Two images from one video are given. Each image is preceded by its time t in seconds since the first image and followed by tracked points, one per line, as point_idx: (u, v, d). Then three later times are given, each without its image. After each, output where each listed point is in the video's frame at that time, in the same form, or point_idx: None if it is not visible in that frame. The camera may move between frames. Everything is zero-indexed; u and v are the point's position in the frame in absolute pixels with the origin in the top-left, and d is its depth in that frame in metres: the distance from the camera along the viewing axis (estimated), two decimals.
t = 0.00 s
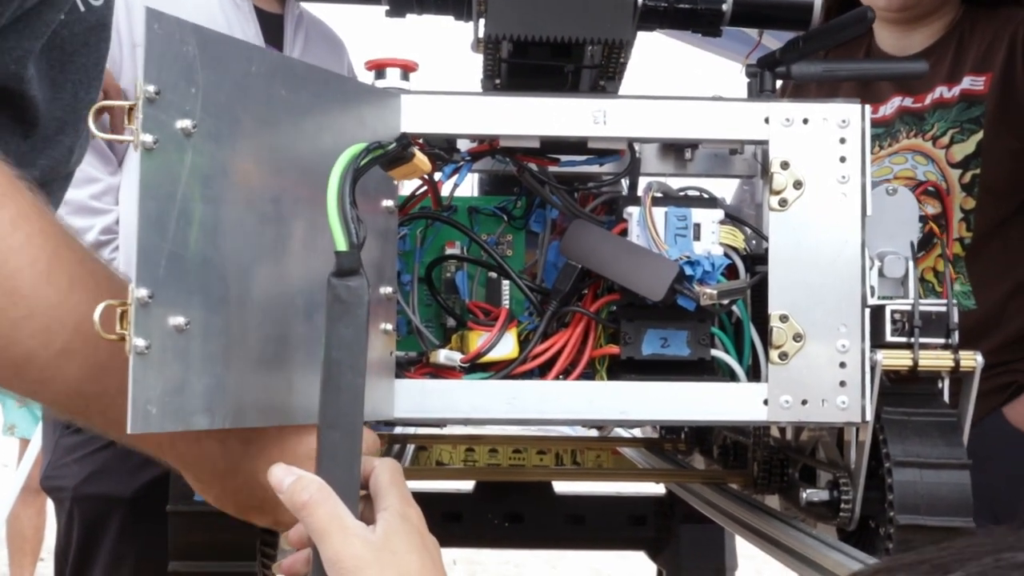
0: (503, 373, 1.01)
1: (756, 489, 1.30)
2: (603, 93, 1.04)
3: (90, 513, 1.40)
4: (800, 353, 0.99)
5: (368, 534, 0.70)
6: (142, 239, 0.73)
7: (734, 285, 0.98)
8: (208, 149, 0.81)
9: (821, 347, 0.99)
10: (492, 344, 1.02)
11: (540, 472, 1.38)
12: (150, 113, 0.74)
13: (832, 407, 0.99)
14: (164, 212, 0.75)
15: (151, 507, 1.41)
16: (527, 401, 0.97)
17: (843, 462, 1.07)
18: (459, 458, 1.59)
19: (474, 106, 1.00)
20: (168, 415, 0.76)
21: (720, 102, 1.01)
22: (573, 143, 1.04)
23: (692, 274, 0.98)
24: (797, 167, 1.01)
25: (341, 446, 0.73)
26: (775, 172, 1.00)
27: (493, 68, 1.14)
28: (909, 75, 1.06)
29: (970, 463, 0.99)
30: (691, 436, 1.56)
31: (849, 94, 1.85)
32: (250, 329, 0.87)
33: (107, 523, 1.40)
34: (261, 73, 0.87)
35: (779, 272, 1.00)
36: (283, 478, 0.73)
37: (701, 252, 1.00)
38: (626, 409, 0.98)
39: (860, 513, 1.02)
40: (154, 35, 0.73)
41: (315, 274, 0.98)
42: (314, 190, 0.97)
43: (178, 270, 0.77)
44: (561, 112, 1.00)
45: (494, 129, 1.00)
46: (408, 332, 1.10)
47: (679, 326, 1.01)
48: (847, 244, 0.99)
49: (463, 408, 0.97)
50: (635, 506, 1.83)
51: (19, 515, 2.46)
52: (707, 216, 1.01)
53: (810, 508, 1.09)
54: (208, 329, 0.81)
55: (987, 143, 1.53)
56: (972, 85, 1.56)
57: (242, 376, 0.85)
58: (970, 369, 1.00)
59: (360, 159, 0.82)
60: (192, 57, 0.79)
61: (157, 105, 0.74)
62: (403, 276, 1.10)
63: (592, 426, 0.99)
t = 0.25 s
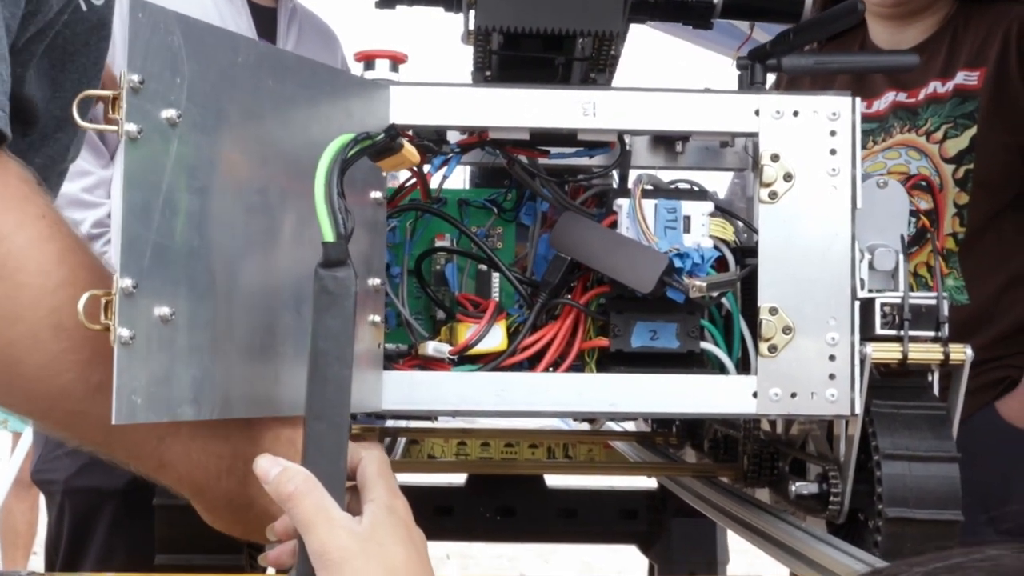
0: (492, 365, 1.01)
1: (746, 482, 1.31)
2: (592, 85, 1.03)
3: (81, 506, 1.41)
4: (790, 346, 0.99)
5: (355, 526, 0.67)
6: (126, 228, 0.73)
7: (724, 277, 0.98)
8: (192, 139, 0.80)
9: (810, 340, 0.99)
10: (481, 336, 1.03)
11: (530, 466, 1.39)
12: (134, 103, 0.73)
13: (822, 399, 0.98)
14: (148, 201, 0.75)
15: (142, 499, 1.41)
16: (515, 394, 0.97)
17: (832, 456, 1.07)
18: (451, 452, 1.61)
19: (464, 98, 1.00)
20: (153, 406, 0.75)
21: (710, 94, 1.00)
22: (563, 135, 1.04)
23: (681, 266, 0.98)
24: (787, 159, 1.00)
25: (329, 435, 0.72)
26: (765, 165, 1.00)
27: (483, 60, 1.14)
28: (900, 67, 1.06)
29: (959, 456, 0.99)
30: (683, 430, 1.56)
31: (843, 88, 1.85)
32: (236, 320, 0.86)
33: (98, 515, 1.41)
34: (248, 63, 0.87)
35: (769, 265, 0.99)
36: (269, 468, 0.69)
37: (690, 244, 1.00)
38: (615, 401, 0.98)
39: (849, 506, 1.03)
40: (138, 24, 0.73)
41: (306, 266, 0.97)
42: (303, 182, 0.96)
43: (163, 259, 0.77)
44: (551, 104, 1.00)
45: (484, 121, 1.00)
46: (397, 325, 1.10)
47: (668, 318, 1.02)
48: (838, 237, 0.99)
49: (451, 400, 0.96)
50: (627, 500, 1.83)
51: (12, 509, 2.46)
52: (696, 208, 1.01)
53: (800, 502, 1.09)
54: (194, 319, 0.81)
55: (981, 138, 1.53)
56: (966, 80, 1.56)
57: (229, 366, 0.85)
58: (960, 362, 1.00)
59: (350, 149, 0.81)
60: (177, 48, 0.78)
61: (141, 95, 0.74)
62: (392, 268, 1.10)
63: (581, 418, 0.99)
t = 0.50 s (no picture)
0: (485, 350, 1.01)
1: (739, 468, 1.31)
2: (586, 69, 1.03)
3: (73, 491, 1.41)
4: (783, 331, 0.99)
5: (347, 509, 0.67)
6: (115, 211, 0.72)
7: (715, 261, 0.97)
8: (182, 122, 0.80)
9: (803, 325, 0.99)
10: (474, 321, 1.02)
11: (524, 451, 1.41)
12: (123, 84, 0.72)
13: (814, 384, 0.98)
14: (138, 184, 0.74)
15: (134, 485, 1.41)
16: (508, 378, 0.97)
17: (824, 441, 1.07)
18: (445, 437, 1.63)
19: (457, 82, 0.99)
20: (144, 389, 0.75)
21: (703, 78, 1.00)
22: (555, 119, 1.03)
23: (674, 251, 0.98)
24: (780, 144, 1.00)
25: (321, 419, 0.72)
26: (758, 149, 0.99)
27: (477, 43, 1.15)
28: (894, 52, 1.06)
29: (951, 442, 0.99)
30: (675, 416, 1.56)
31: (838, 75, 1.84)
32: (227, 303, 0.86)
33: (90, 501, 1.42)
34: (239, 45, 0.86)
35: (761, 250, 0.99)
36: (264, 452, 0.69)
37: (683, 229, 1.00)
38: (607, 386, 0.98)
39: (840, 492, 1.03)
40: (128, 3, 0.72)
41: (298, 250, 0.97)
42: (295, 165, 0.96)
43: (154, 242, 0.76)
44: (543, 88, 0.99)
45: (476, 104, 0.99)
46: (390, 309, 1.10)
47: (661, 303, 1.02)
48: (832, 223, 0.99)
49: (443, 385, 0.96)
50: (620, 487, 1.84)
51: (6, 495, 2.45)
52: (689, 193, 1.01)
53: (792, 487, 1.10)
54: (185, 303, 0.80)
55: (975, 125, 1.53)
56: (962, 65, 1.56)
57: (220, 351, 0.85)
58: (952, 347, 1.00)
59: (344, 132, 0.81)
60: (166, 29, 0.77)
61: (130, 76, 0.73)
62: (385, 252, 1.10)
63: (573, 403, 0.99)
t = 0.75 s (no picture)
0: (485, 342, 1.01)
1: (739, 461, 1.31)
2: (587, 61, 1.02)
3: (73, 483, 1.42)
4: (783, 323, 0.99)
5: (347, 501, 0.67)
6: (113, 202, 0.72)
7: (717, 254, 0.97)
8: (182, 113, 0.80)
9: (804, 318, 0.99)
10: (474, 313, 1.02)
11: (524, 443, 1.42)
12: (122, 75, 0.72)
13: (815, 377, 0.98)
14: (137, 175, 0.74)
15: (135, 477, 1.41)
16: (509, 370, 0.97)
17: (825, 434, 1.07)
18: (444, 430, 1.64)
19: (458, 74, 0.99)
20: (142, 381, 0.75)
21: (705, 70, 1.00)
22: (556, 111, 1.03)
23: (675, 243, 0.98)
24: (782, 137, 0.99)
25: (321, 411, 0.72)
26: (759, 142, 0.99)
27: (477, 36, 1.14)
28: (896, 44, 1.05)
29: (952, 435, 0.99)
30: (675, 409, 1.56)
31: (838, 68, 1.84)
32: (228, 295, 0.86)
33: (89, 492, 1.42)
34: (239, 36, 0.86)
35: (763, 242, 0.99)
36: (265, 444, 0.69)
37: (684, 221, 0.99)
38: (608, 378, 0.98)
39: (841, 485, 1.03)
40: None
41: (298, 242, 0.97)
42: (296, 158, 0.96)
43: (153, 234, 0.76)
44: (544, 80, 0.99)
45: (477, 96, 0.99)
46: (391, 301, 1.10)
47: (661, 296, 1.01)
48: (833, 215, 0.99)
49: (443, 378, 0.96)
50: (619, 480, 1.84)
51: (4, 487, 2.45)
52: (690, 185, 1.00)
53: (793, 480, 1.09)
54: (184, 295, 0.80)
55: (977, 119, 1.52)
56: (964, 59, 1.56)
57: (219, 343, 0.85)
58: (953, 340, 1.00)
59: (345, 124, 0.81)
60: (166, 20, 0.77)
61: (129, 68, 0.73)
62: (385, 245, 1.10)
63: (574, 395, 0.99)
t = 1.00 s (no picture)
0: (483, 338, 1.01)
1: (736, 456, 1.33)
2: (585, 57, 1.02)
3: (69, 478, 1.41)
4: (781, 319, 0.99)
5: (345, 496, 0.67)
6: (110, 198, 0.73)
7: (714, 250, 0.98)
8: (180, 109, 0.80)
9: (802, 314, 0.99)
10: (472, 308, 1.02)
11: (521, 439, 1.42)
12: (119, 70, 0.73)
13: (812, 373, 0.99)
14: (134, 171, 0.74)
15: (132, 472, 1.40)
16: (506, 366, 0.97)
17: (822, 429, 1.08)
18: (441, 425, 1.64)
19: (455, 70, 0.99)
20: (141, 375, 0.76)
21: (702, 66, 1.00)
22: (554, 107, 1.03)
23: (672, 239, 0.98)
24: (779, 133, 1.00)
25: (318, 408, 0.72)
26: (756, 138, 0.99)
27: (475, 31, 1.14)
28: (892, 41, 1.06)
29: (949, 430, 0.99)
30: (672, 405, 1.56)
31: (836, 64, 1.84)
32: (227, 290, 0.86)
33: (86, 487, 1.42)
34: (237, 32, 0.86)
35: (760, 238, 0.99)
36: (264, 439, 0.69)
37: (681, 217, 1.00)
38: (605, 374, 0.98)
39: (838, 481, 1.03)
40: None
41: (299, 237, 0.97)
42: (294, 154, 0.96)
43: (151, 229, 0.77)
44: (541, 76, 0.99)
45: (473, 92, 0.99)
46: (388, 297, 1.10)
47: (659, 291, 1.01)
48: (831, 212, 0.99)
49: (440, 374, 0.96)
50: (615, 475, 1.85)
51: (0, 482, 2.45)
52: (688, 181, 1.01)
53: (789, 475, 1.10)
54: (183, 290, 0.80)
55: (976, 115, 1.53)
56: (962, 55, 1.56)
57: (219, 338, 0.85)
58: (950, 336, 1.00)
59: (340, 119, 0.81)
60: (163, 15, 0.77)
61: (127, 63, 0.74)
62: (383, 241, 1.10)
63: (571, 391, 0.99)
